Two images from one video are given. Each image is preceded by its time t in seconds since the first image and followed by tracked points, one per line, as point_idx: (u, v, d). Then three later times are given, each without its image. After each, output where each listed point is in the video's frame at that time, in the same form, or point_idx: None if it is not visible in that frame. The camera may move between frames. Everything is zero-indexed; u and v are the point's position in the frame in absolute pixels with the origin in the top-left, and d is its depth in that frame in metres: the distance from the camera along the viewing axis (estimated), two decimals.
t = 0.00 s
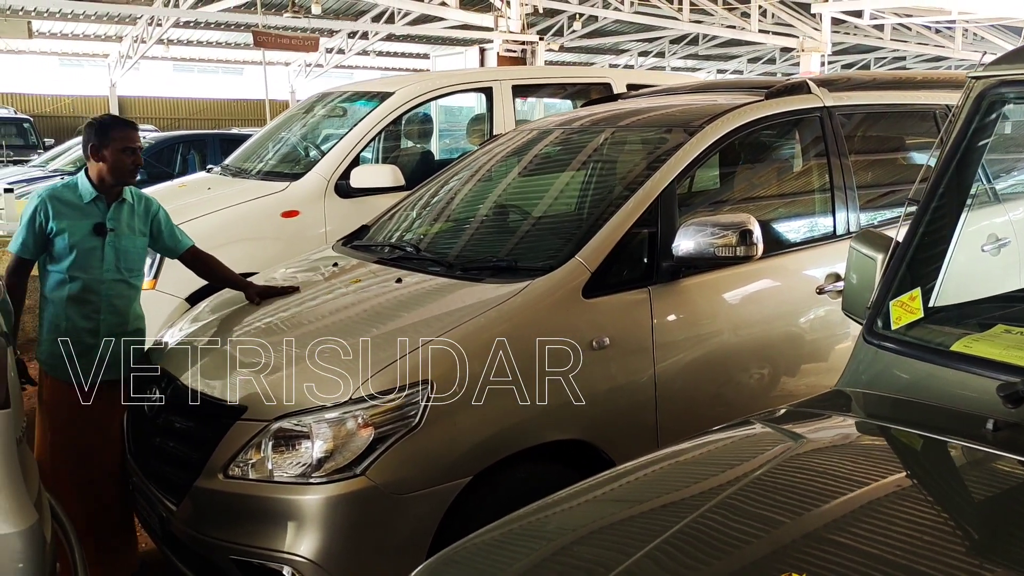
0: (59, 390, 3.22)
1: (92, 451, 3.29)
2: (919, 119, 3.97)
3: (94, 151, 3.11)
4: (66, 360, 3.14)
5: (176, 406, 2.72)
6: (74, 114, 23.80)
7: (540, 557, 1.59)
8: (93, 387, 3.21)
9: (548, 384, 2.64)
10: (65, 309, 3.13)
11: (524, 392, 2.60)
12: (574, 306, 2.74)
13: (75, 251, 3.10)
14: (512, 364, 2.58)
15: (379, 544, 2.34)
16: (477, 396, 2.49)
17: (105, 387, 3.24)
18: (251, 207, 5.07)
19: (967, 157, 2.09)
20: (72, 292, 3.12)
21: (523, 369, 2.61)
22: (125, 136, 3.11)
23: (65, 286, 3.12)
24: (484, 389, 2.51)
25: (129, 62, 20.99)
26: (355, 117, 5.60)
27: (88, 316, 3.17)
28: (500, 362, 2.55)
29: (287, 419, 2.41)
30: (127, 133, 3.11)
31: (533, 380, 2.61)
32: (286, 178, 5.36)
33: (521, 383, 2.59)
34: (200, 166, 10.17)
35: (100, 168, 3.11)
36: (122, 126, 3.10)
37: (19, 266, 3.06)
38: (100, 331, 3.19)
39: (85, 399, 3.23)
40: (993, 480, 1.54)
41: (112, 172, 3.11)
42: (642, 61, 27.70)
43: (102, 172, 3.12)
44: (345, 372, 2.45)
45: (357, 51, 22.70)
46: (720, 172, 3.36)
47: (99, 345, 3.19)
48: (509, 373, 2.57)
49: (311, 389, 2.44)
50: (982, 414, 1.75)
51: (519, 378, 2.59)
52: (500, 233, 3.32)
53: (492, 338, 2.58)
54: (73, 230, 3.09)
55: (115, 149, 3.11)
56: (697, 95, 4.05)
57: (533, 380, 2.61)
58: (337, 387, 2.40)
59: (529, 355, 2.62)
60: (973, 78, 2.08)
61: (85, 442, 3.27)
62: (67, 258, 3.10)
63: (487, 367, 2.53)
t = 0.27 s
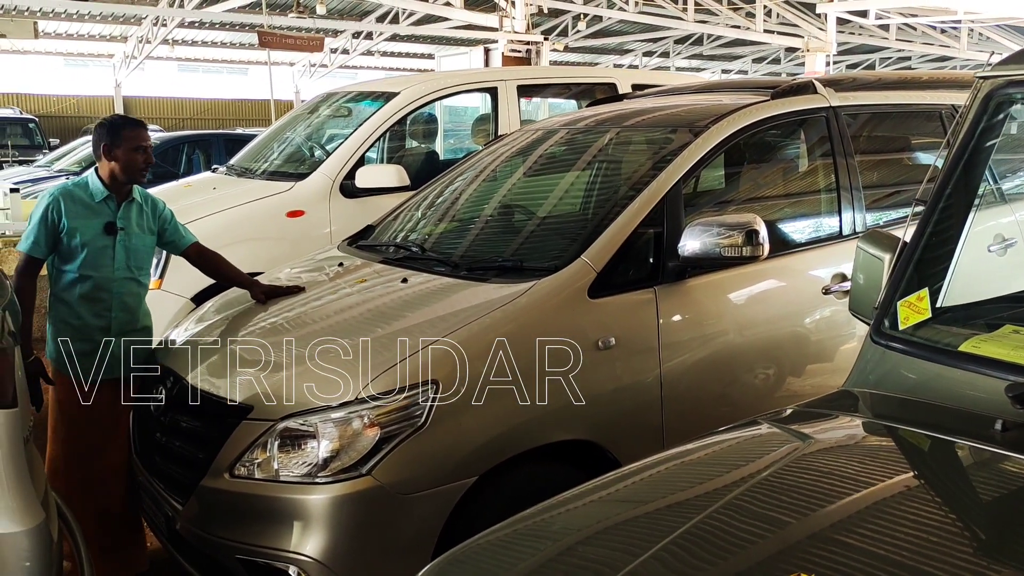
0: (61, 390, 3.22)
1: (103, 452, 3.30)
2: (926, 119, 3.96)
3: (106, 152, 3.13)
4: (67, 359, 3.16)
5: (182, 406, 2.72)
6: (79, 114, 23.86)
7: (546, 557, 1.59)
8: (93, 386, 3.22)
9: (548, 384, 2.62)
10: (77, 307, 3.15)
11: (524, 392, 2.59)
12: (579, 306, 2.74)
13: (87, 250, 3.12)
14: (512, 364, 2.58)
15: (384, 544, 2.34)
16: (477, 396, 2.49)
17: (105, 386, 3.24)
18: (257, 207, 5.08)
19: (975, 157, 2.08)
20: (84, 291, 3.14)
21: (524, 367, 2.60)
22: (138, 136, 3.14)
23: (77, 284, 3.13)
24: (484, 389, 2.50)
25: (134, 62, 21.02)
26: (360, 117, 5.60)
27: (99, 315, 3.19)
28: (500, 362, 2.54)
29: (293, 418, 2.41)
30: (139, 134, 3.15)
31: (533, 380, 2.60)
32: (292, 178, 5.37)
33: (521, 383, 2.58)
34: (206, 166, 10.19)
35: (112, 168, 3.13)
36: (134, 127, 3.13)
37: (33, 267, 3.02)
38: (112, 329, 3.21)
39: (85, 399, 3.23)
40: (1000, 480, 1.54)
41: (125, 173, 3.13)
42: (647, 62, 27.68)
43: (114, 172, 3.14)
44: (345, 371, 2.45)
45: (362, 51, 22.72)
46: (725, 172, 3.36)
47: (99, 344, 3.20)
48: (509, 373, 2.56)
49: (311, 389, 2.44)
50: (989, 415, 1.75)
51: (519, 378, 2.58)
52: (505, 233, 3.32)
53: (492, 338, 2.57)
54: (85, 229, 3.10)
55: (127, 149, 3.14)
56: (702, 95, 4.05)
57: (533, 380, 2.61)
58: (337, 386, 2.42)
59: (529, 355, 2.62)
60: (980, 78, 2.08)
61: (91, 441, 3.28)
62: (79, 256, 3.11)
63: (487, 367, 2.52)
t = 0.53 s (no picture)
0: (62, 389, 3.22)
1: (107, 451, 3.31)
2: (931, 118, 3.95)
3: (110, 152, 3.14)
4: (66, 358, 3.17)
5: (185, 406, 2.72)
6: (84, 114, 23.91)
7: (549, 556, 1.59)
8: (93, 386, 3.22)
9: (548, 384, 2.62)
10: (79, 306, 3.15)
11: (524, 392, 2.59)
12: (582, 305, 2.73)
13: (89, 250, 3.11)
14: (513, 364, 2.57)
15: (387, 543, 2.34)
16: (478, 396, 2.48)
17: (105, 386, 3.25)
18: (261, 206, 5.08)
19: (980, 156, 2.08)
20: (86, 291, 3.15)
21: (524, 367, 2.59)
22: (142, 137, 3.17)
23: (79, 284, 3.13)
24: (484, 389, 2.50)
25: (140, 62, 21.07)
26: (365, 117, 5.61)
27: (100, 314, 3.19)
28: (500, 362, 2.53)
29: (297, 418, 2.41)
30: (143, 135, 3.17)
31: (533, 380, 2.60)
32: (296, 177, 5.38)
33: (522, 383, 2.58)
34: (210, 166, 10.21)
35: (116, 167, 3.14)
36: (139, 128, 3.16)
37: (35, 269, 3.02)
38: (113, 329, 3.21)
39: (85, 399, 3.24)
40: (1005, 480, 1.53)
41: (130, 172, 3.15)
42: (651, 61, 27.64)
43: (119, 172, 3.15)
44: (345, 371, 2.45)
45: (366, 50, 22.72)
46: (729, 171, 3.35)
47: (99, 344, 3.21)
48: (509, 373, 2.56)
49: (311, 389, 2.45)
50: (994, 415, 1.74)
51: (520, 378, 2.58)
52: (509, 232, 3.32)
53: (492, 338, 2.56)
54: (86, 229, 3.10)
55: (132, 149, 3.16)
56: (706, 94, 4.04)
57: (534, 380, 2.60)
58: (337, 385, 2.42)
59: (529, 354, 2.61)
60: (985, 77, 2.08)
61: (94, 440, 3.29)
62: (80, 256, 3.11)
63: (487, 367, 2.51)
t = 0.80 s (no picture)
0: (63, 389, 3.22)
1: (108, 451, 3.31)
2: (935, 117, 3.93)
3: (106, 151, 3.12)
4: (66, 358, 3.17)
5: (188, 405, 2.72)
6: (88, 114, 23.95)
7: (551, 555, 1.58)
8: (94, 386, 3.23)
9: (548, 384, 2.60)
10: (83, 308, 3.16)
11: (524, 392, 2.58)
12: (585, 304, 2.73)
13: (91, 251, 3.11)
14: (512, 364, 2.56)
15: (389, 541, 2.34)
16: (477, 396, 2.47)
17: (104, 386, 3.25)
18: (263, 205, 5.09)
19: (985, 153, 2.06)
20: (89, 293, 3.15)
21: (524, 367, 2.58)
22: (137, 135, 3.15)
23: (82, 286, 3.13)
24: (484, 389, 2.49)
25: (143, 62, 21.10)
26: (368, 116, 5.60)
27: (105, 315, 3.20)
28: (500, 362, 2.52)
29: (299, 416, 2.41)
30: (138, 133, 3.15)
31: (533, 380, 2.59)
32: (299, 176, 5.38)
33: (521, 383, 2.57)
34: (214, 165, 10.22)
35: (112, 167, 3.12)
36: (133, 126, 3.14)
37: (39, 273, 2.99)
38: (118, 330, 3.22)
39: (85, 399, 3.23)
40: (1010, 479, 1.52)
41: (126, 170, 3.13)
42: (654, 61, 27.62)
43: (114, 171, 3.13)
44: (345, 371, 2.45)
45: (369, 50, 22.73)
46: (733, 170, 3.34)
47: (99, 343, 3.21)
48: (509, 373, 2.55)
49: (311, 389, 2.44)
50: (999, 413, 1.73)
51: (519, 378, 2.57)
52: (512, 230, 3.31)
53: (492, 338, 2.56)
54: (89, 230, 3.09)
55: (127, 148, 3.14)
56: (710, 92, 4.03)
57: (533, 380, 2.59)
58: (337, 385, 2.42)
59: (528, 354, 2.60)
60: (989, 74, 2.07)
61: (95, 439, 3.29)
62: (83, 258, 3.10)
63: (487, 366, 2.50)
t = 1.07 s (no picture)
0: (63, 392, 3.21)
1: (111, 449, 3.33)
2: (939, 116, 3.92)
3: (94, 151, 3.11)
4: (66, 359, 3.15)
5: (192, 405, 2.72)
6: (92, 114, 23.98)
7: (553, 555, 1.58)
8: (93, 388, 3.23)
9: (548, 384, 2.60)
10: (84, 312, 3.14)
11: (524, 392, 2.57)
12: (587, 304, 2.72)
13: (90, 255, 3.09)
14: (513, 364, 2.55)
15: (391, 541, 2.35)
16: (478, 396, 2.47)
17: (104, 386, 3.26)
18: (266, 204, 5.09)
19: (988, 152, 2.06)
20: (90, 297, 3.13)
21: (523, 367, 2.58)
22: (125, 133, 3.13)
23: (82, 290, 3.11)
24: (484, 389, 2.49)
25: (147, 61, 21.14)
26: (371, 115, 5.61)
27: (107, 319, 3.18)
28: (500, 362, 2.52)
29: (301, 415, 2.41)
30: (125, 131, 3.13)
31: (533, 380, 2.58)
32: (302, 175, 5.38)
33: (522, 383, 2.56)
34: (217, 165, 10.23)
35: (101, 167, 3.11)
36: (121, 124, 3.12)
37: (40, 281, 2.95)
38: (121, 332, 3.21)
39: (85, 399, 3.24)
40: (1013, 480, 1.51)
41: (114, 170, 3.11)
42: (658, 60, 27.59)
43: (103, 171, 3.11)
44: (346, 371, 2.45)
45: (373, 50, 22.74)
46: (736, 169, 3.33)
47: (99, 344, 3.19)
48: (509, 372, 2.54)
49: (312, 389, 2.44)
50: (1002, 413, 1.73)
51: (519, 378, 2.56)
52: (515, 230, 3.31)
53: (492, 338, 2.55)
54: (87, 234, 3.07)
55: (115, 147, 3.12)
56: (713, 92, 4.03)
57: (534, 380, 2.58)
58: (336, 385, 2.42)
59: (529, 354, 2.60)
60: (993, 73, 2.07)
61: (98, 439, 3.30)
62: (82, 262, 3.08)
63: (487, 366, 2.50)
